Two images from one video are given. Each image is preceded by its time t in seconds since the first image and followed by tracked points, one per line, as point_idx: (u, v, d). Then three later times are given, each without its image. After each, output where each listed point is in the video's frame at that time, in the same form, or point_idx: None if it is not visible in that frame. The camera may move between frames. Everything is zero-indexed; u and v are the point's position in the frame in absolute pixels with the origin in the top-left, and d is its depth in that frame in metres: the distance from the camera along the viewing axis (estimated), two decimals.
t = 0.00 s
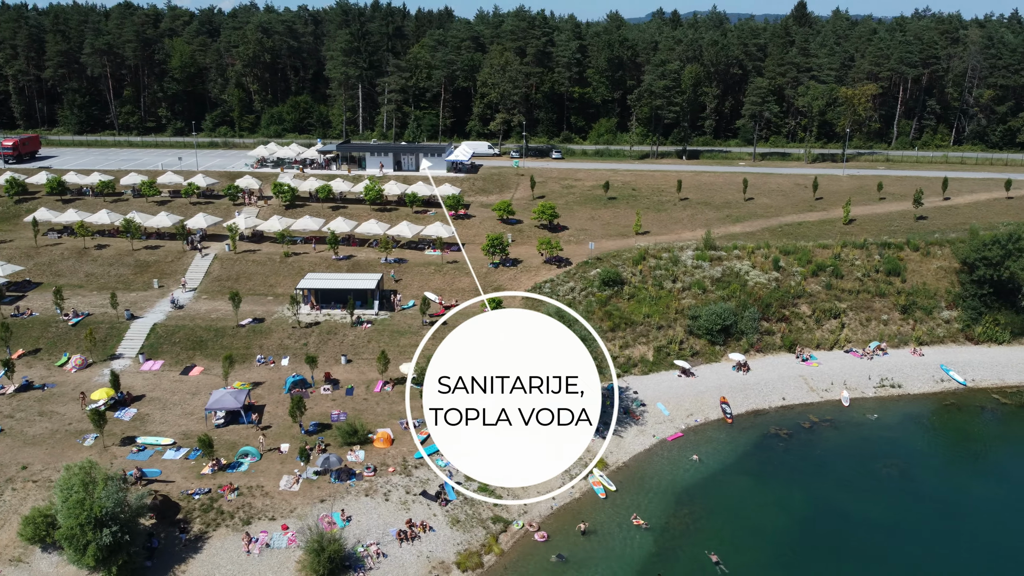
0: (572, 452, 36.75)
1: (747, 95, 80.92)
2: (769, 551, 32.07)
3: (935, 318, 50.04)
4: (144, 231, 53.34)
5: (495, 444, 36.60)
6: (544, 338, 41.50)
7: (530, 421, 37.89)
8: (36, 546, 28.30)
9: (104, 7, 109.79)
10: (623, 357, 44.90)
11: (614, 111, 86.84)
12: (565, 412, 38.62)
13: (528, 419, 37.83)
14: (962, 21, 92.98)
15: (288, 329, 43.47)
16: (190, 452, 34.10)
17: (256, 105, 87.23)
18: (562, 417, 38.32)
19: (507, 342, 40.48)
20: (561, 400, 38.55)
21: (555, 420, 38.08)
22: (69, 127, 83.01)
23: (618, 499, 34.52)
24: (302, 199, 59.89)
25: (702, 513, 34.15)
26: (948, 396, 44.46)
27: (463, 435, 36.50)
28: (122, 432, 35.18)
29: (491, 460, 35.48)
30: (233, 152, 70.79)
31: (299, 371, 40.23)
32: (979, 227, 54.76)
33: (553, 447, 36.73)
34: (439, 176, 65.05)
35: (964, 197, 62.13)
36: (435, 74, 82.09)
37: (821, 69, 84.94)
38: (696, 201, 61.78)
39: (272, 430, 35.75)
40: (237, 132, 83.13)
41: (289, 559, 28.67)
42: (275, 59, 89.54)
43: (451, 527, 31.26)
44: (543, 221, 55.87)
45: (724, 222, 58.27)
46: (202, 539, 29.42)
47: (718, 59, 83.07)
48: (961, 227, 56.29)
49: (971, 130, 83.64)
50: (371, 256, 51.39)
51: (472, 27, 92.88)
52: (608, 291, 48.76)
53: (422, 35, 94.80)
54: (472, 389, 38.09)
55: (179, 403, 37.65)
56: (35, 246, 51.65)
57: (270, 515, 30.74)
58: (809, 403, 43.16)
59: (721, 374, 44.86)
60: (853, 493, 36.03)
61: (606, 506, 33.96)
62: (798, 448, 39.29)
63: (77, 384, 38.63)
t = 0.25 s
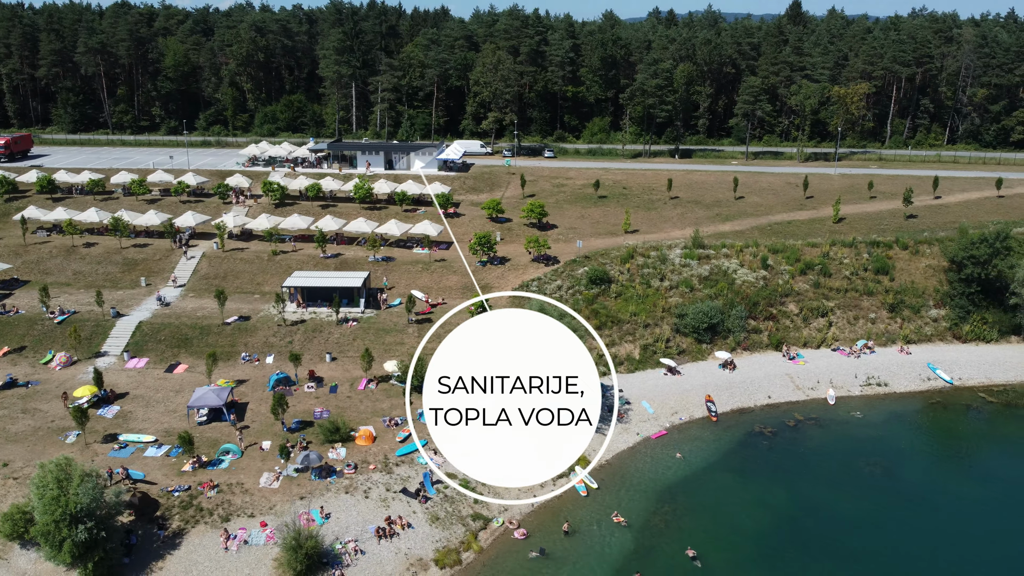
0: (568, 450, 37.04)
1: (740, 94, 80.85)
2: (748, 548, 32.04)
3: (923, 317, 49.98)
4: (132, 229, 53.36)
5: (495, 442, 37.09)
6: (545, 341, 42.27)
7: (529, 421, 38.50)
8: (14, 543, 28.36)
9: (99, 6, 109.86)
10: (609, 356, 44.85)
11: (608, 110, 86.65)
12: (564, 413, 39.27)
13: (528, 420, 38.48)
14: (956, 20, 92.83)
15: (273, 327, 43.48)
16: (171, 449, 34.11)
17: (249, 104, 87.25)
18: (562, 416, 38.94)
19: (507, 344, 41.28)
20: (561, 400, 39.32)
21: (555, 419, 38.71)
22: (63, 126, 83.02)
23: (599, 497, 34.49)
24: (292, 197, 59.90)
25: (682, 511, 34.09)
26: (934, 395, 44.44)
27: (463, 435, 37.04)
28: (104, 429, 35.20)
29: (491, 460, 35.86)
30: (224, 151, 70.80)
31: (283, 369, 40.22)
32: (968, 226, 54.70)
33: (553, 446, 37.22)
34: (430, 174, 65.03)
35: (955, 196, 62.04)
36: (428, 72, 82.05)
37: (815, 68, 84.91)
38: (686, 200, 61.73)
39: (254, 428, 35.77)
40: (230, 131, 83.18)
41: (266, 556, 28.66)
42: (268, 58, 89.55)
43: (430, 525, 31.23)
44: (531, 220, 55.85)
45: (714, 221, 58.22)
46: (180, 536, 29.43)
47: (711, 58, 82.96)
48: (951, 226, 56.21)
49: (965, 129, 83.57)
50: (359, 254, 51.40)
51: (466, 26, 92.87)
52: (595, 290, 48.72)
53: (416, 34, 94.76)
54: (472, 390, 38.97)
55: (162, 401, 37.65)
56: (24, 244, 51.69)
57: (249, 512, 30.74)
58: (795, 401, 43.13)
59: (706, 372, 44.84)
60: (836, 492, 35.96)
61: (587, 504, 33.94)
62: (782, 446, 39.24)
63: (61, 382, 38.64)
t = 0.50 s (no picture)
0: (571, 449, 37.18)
1: (734, 93, 80.84)
2: (730, 546, 31.98)
3: (913, 315, 49.88)
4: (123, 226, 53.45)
5: (493, 443, 37.15)
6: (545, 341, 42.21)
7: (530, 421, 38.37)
8: None
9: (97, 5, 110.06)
10: (597, 353, 44.78)
11: (603, 108, 86.49)
12: (564, 413, 39.55)
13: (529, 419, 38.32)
14: (953, 18, 92.68)
15: (260, 324, 43.53)
16: (154, 445, 34.14)
17: (245, 103, 87.41)
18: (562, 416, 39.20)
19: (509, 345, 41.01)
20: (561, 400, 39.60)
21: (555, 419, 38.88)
22: (59, 124, 83.20)
23: (582, 494, 34.47)
24: (283, 195, 59.94)
25: (665, 507, 34.08)
26: (923, 392, 44.37)
27: (462, 436, 37.25)
28: (88, 425, 35.25)
29: (482, 459, 35.86)
30: (218, 149, 70.95)
31: (269, 366, 40.25)
32: (960, 224, 54.61)
33: (554, 447, 37.29)
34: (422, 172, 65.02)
35: (948, 194, 61.95)
36: (422, 70, 82.09)
37: (810, 67, 84.98)
38: (678, 198, 61.70)
39: (238, 424, 35.78)
40: (226, 130, 83.35)
41: (245, 551, 28.69)
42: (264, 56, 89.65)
43: (411, 521, 31.23)
44: (522, 217, 55.87)
45: (705, 218, 58.15)
46: (160, 531, 29.47)
47: (706, 57, 82.90)
48: (942, 224, 56.11)
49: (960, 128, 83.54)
50: (348, 251, 51.46)
51: (461, 25, 92.93)
52: (584, 287, 48.69)
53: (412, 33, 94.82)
54: (472, 390, 38.61)
55: (147, 397, 37.69)
56: (15, 241, 51.81)
57: (230, 507, 30.78)
58: (782, 399, 43.06)
59: (694, 369, 44.76)
60: (820, 489, 35.92)
61: (570, 501, 33.91)
62: (767, 444, 39.17)
63: (47, 378, 38.70)
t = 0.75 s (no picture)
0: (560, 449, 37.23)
1: (726, 91, 80.79)
2: (709, 543, 31.93)
3: (900, 313, 49.81)
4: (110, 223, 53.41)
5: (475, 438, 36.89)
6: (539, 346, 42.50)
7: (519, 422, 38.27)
8: None
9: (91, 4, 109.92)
10: (582, 350, 44.68)
11: (596, 107, 86.35)
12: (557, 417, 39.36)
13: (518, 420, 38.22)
14: (947, 17, 92.65)
15: (244, 321, 43.48)
16: (134, 441, 34.10)
17: (238, 101, 87.39)
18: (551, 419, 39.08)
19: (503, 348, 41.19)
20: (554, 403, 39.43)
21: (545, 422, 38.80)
22: (52, 122, 83.21)
23: (562, 490, 34.43)
24: (272, 193, 59.90)
25: (645, 503, 34.05)
26: (908, 390, 44.32)
27: (443, 434, 36.75)
28: (69, 421, 35.20)
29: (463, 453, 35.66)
30: (209, 147, 70.95)
31: (251, 362, 40.19)
32: (948, 222, 54.53)
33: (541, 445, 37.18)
34: (412, 170, 64.96)
35: (938, 193, 61.93)
36: (414, 69, 82.05)
37: (803, 66, 84.92)
38: (668, 196, 61.65)
39: (218, 421, 35.74)
40: (218, 128, 83.34)
41: (221, 547, 28.65)
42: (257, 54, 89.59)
43: (388, 517, 31.20)
44: (510, 215, 55.81)
45: (694, 216, 58.06)
46: (137, 527, 29.42)
47: (699, 56, 82.87)
48: (931, 222, 56.04)
49: (953, 127, 83.55)
50: (335, 249, 51.42)
51: (455, 23, 92.90)
52: (570, 284, 48.61)
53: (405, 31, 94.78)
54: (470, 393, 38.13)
55: (129, 394, 37.64)
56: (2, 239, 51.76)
57: (207, 504, 30.75)
58: (767, 397, 42.98)
59: (680, 367, 44.65)
60: (801, 486, 35.86)
61: (549, 497, 33.89)
62: (750, 441, 39.11)
63: (29, 374, 38.64)
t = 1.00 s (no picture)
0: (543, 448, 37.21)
1: (717, 90, 80.74)
2: (687, 543, 31.88)
3: (886, 312, 49.78)
4: (96, 222, 53.28)
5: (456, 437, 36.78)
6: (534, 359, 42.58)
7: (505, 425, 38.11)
8: None
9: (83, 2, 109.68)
10: (566, 349, 44.60)
11: (587, 106, 86.23)
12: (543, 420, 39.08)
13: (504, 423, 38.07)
14: (939, 16, 92.67)
15: (227, 320, 43.40)
16: (112, 440, 34.00)
17: (229, 100, 87.26)
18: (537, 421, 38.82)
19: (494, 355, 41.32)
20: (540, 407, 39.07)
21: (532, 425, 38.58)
22: (42, 121, 83.04)
23: (542, 489, 34.38)
24: (260, 192, 59.81)
25: (625, 503, 34.02)
26: (892, 389, 44.29)
27: (423, 433, 36.65)
28: (47, 420, 35.09)
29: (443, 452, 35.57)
30: (198, 146, 70.86)
31: (233, 361, 40.11)
32: (935, 221, 54.49)
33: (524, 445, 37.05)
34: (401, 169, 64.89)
35: (927, 192, 61.90)
36: (405, 68, 81.97)
37: (795, 65, 84.80)
38: (656, 195, 61.59)
39: (198, 420, 35.65)
40: (209, 127, 83.21)
41: (195, 546, 28.56)
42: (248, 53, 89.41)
43: (365, 516, 31.13)
44: (497, 214, 55.75)
45: (682, 215, 58.00)
46: (112, 526, 29.33)
47: (689, 55, 82.83)
48: (918, 221, 55.99)
49: (945, 126, 83.56)
50: (321, 248, 51.34)
51: (447, 22, 92.86)
52: (556, 283, 48.54)
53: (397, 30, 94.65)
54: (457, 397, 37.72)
55: (109, 393, 37.54)
56: None
57: (184, 503, 30.65)
58: (750, 396, 42.92)
59: (664, 366, 44.58)
60: (782, 485, 35.81)
61: (528, 497, 33.83)
62: (732, 440, 39.05)
63: (9, 373, 38.52)
